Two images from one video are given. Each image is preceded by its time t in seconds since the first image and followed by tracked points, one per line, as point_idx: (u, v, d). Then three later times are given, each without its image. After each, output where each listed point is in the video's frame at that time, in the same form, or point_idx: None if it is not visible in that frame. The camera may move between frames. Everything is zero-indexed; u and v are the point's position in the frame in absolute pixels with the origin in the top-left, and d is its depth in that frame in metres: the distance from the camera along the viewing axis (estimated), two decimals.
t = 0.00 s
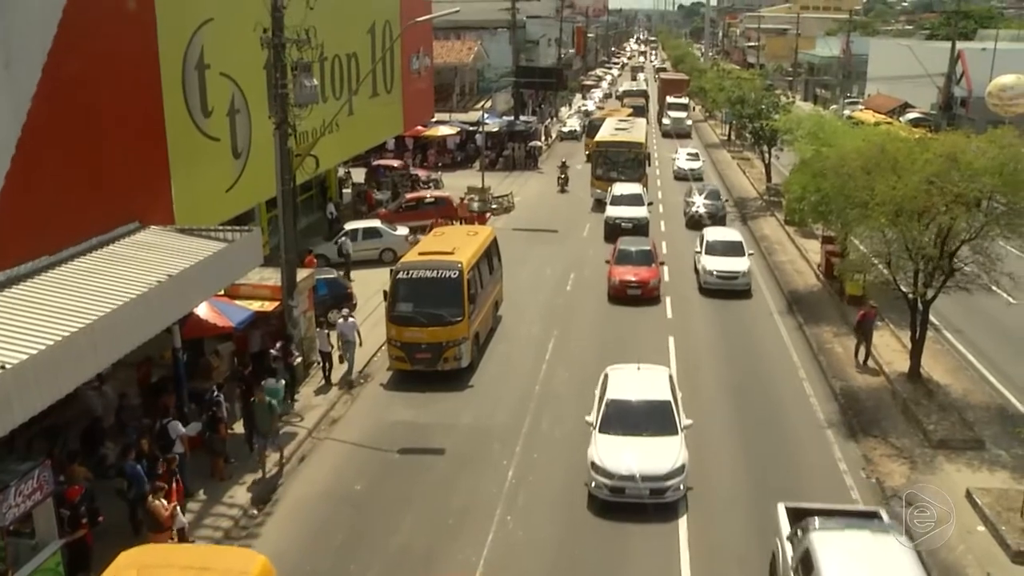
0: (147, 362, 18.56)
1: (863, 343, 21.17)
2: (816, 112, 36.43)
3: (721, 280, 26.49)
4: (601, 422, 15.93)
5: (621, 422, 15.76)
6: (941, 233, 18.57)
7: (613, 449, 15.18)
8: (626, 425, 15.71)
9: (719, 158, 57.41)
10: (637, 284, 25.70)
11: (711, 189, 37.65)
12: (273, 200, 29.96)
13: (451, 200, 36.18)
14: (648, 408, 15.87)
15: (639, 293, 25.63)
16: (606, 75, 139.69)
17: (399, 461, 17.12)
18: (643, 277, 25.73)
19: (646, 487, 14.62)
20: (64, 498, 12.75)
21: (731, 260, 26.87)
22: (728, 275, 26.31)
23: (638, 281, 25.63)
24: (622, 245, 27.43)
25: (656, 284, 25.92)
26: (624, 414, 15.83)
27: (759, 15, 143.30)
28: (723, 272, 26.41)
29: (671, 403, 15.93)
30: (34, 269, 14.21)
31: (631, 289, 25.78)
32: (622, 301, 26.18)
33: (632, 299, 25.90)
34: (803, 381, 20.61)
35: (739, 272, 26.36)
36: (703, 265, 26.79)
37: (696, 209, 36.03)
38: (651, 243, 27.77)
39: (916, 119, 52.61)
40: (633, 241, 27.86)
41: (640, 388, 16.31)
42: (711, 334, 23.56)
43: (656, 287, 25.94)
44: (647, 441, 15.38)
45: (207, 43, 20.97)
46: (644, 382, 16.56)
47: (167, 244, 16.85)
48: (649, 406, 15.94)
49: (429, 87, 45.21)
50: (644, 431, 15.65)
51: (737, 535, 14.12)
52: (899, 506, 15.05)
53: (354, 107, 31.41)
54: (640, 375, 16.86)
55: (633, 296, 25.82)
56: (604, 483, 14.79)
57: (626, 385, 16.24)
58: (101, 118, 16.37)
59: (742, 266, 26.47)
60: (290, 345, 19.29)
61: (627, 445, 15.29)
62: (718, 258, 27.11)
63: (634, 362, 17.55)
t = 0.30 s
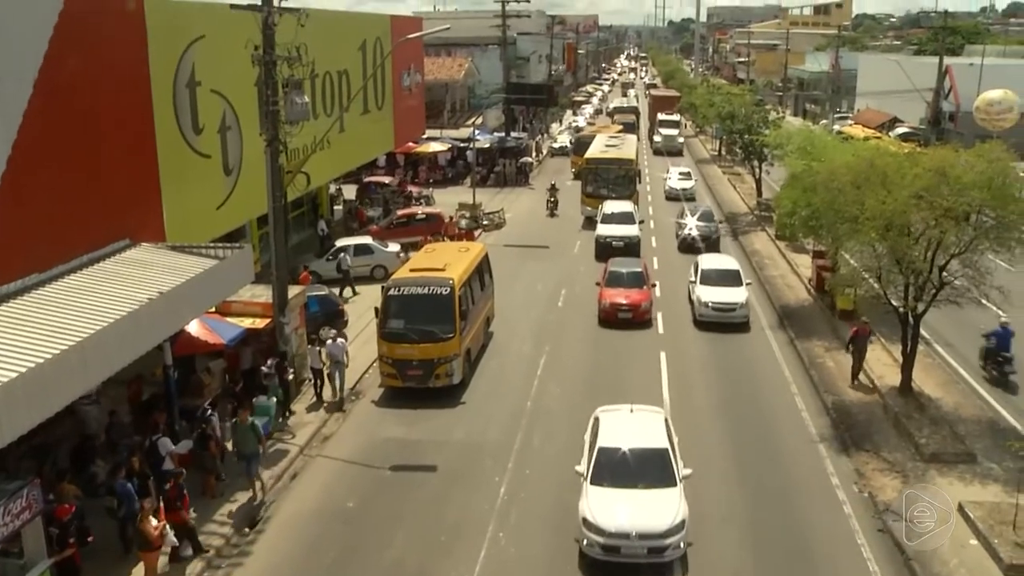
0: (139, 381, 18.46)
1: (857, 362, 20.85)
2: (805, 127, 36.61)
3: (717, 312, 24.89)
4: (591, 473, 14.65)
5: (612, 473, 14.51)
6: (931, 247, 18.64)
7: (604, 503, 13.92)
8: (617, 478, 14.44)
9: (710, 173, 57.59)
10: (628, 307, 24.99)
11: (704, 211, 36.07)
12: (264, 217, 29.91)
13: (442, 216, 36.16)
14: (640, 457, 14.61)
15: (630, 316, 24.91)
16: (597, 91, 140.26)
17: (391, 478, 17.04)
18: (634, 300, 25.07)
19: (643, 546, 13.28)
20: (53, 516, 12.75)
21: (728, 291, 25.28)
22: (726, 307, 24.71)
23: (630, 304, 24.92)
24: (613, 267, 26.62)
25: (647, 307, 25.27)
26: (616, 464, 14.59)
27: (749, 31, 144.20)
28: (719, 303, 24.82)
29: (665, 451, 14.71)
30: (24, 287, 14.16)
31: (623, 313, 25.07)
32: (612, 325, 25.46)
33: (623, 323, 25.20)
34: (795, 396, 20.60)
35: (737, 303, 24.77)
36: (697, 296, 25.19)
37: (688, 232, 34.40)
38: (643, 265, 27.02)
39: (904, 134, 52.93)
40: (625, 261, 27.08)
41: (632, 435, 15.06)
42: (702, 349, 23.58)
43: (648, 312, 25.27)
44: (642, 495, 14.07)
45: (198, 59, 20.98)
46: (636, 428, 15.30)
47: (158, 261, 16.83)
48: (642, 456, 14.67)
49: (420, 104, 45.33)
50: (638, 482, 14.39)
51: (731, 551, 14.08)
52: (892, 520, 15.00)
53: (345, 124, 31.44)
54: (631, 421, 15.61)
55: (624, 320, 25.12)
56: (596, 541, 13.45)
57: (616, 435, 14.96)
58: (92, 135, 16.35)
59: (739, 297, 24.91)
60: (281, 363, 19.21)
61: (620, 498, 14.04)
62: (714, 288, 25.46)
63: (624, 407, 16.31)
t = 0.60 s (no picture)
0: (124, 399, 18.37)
1: (847, 387, 20.52)
2: (791, 146, 36.87)
3: (709, 350, 23.27)
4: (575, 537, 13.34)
5: (598, 537, 13.19)
6: (915, 265, 18.77)
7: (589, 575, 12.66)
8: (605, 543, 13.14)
9: (696, 192, 57.88)
10: (614, 333, 24.27)
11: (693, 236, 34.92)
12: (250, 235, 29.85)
13: (428, 234, 36.15)
14: (629, 521, 13.26)
15: (616, 343, 24.20)
16: (584, 109, 140.93)
17: (377, 497, 16.98)
18: (620, 325, 24.37)
19: None
20: (34, 534, 12.82)
21: (719, 328, 23.68)
22: (718, 344, 23.10)
23: (615, 330, 24.21)
24: (598, 292, 25.84)
25: (634, 333, 24.58)
26: (603, 528, 13.24)
27: (735, 51, 145.36)
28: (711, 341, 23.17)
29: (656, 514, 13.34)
30: (10, 304, 14.10)
31: (608, 339, 24.36)
32: (598, 352, 24.70)
33: (609, 350, 24.47)
34: (782, 414, 20.65)
35: (730, 341, 23.16)
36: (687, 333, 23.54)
37: (676, 257, 33.19)
38: (629, 291, 26.34)
39: (889, 153, 53.41)
40: (609, 286, 26.45)
41: (620, 495, 13.63)
42: (689, 367, 23.62)
43: (634, 338, 24.57)
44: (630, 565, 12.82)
45: (186, 77, 20.99)
46: (625, 486, 13.88)
47: (144, 279, 16.79)
48: (632, 520, 13.29)
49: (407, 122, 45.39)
50: (628, 549, 13.07)
51: (717, 569, 14.07)
52: (878, 538, 15.02)
53: (332, 142, 31.46)
54: (621, 477, 14.11)
55: (610, 347, 24.40)
56: None
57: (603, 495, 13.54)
58: (79, 152, 16.32)
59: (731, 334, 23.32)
60: (267, 381, 19.14)
61: (605, 567, 12.81)
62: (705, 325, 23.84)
63: (614, 458, 14.81)
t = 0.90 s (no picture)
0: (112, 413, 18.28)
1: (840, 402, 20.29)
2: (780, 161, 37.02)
3: (706, 389, 21.50)
4: None
5: None
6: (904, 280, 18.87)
7: None
8: None
9: (686, 206, 58.02)
10: (603, 358, 23.43)
11: (684, 258, 33.68)
12: (239, 248, 29.78)
13: (418, 248, 36.11)
14: None
15: (605, 368, 23.36)
16: (574, 124, 141.28)
17: (366, 511, 16.90)
18: (609, 350, 23.54)
19: None
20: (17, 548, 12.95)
21: (717, 364, 21.90)
22: (717, 383, 21.30)
23: (604, 354, 23.38)
24: (587, 315, 25.07)
25: (623, 357, 23.74)
26: None
27: (724, 65, 146.10)
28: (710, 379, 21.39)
29: None
30: None
31: (597, 363, 23.51)
32: (586, 378, 23.82)
33: (598, 375, 23.61)
34: (772, 427, 20.67)
35: (729, 379, 21.38)
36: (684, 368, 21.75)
37: (667, 279, 31.85)
38: (618, 313, 25.60)
39: (878, 168, 53.68)
40: (598, 309, 25.67)
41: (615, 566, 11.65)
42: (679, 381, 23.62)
43: (624, 362, 23.73)
44: None
45: (176, 91, 20.98)
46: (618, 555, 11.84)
47: (133, 292, 16.74)
48: None
49: (397, 136, 45.37)
50: None
51: None
52: (867, 552, 15.03)
53: (321, 156, 31.45)
54: (631, 546, 12.08)
55: (598, 372, 23.54)
56: None
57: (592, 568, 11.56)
58: (68, 165, 16.29)
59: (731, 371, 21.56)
60: (256, 395, 19.07)
61: None
62: (703, 361, 22.01)
63: (607, 517, 12.87)
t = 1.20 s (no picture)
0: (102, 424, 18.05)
1: (841, 415, 20.03)
2: (779, 169, 36.85)
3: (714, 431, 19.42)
4: None
5: None
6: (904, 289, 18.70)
7: None
8: None
9: (685, 216, 57.90)
10: (598, 381, 22.27)
11: (684, 274, 31.96)
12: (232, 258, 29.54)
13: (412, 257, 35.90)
14: None
15: (600, 392, 22.24)
16: (571, 132, 141.19)
17: (359, 524, 16.66)
18: (605, 372, 22.40)
19: None
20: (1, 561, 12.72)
21: (725, 404, 19.80)
22: (725, 426, 19.24)
23: (600, 377, 22.24)
24: (583, 335, 23.86)
25: (620, 381, 22.58)
26: None
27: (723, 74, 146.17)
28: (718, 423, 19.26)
29: None
30: None
31: (592, 387, 22.36)
32: (579, 402, 22.70)
33: (592, 399, 22.50)
34: (771, 439, 20.42)
35: (738, 421, 19.33)
36: (688, 411, 19.61)
37: (667, 298, 30.19)
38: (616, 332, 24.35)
39: (878, 176, 53.55)
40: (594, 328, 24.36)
41: None
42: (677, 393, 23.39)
43: (620, 386, 22.55)
44: None
45: (168, 99, 20.81)
46: None
47: (126, 302, 16.55)
48: None
49: (393, 145, 45.17)
50: None
51: None
52: (868, 565, 14.79)
53: (315, 164, 31.27)
54: None
55: (592, 396, 22.42)
56: None
57: None
58: (60, 173, 16.11)
59: (740, 412, 19.49)
60: (249, 406, 18.85)
61: None
62: (710, 402, 19.92)
63: None
